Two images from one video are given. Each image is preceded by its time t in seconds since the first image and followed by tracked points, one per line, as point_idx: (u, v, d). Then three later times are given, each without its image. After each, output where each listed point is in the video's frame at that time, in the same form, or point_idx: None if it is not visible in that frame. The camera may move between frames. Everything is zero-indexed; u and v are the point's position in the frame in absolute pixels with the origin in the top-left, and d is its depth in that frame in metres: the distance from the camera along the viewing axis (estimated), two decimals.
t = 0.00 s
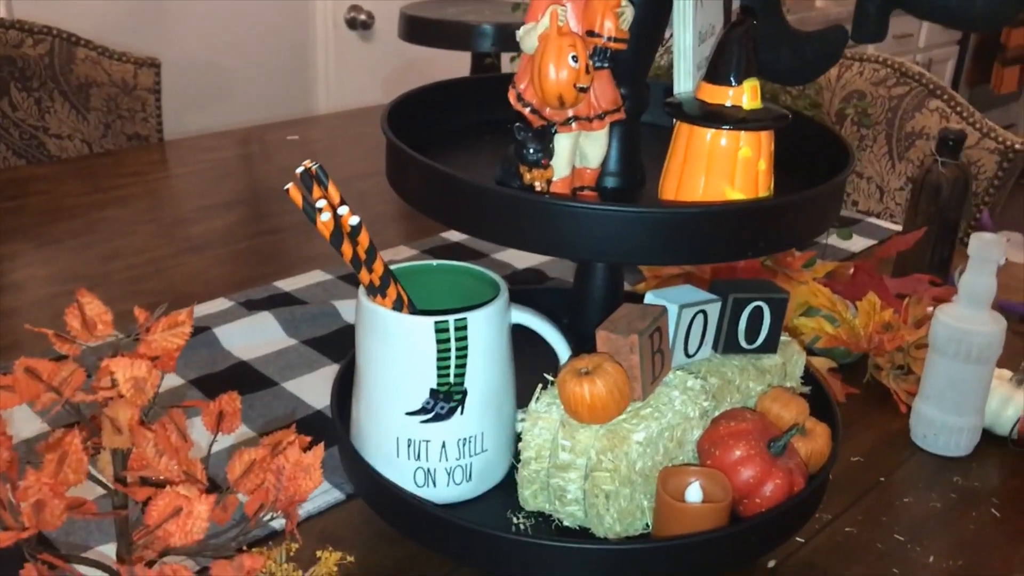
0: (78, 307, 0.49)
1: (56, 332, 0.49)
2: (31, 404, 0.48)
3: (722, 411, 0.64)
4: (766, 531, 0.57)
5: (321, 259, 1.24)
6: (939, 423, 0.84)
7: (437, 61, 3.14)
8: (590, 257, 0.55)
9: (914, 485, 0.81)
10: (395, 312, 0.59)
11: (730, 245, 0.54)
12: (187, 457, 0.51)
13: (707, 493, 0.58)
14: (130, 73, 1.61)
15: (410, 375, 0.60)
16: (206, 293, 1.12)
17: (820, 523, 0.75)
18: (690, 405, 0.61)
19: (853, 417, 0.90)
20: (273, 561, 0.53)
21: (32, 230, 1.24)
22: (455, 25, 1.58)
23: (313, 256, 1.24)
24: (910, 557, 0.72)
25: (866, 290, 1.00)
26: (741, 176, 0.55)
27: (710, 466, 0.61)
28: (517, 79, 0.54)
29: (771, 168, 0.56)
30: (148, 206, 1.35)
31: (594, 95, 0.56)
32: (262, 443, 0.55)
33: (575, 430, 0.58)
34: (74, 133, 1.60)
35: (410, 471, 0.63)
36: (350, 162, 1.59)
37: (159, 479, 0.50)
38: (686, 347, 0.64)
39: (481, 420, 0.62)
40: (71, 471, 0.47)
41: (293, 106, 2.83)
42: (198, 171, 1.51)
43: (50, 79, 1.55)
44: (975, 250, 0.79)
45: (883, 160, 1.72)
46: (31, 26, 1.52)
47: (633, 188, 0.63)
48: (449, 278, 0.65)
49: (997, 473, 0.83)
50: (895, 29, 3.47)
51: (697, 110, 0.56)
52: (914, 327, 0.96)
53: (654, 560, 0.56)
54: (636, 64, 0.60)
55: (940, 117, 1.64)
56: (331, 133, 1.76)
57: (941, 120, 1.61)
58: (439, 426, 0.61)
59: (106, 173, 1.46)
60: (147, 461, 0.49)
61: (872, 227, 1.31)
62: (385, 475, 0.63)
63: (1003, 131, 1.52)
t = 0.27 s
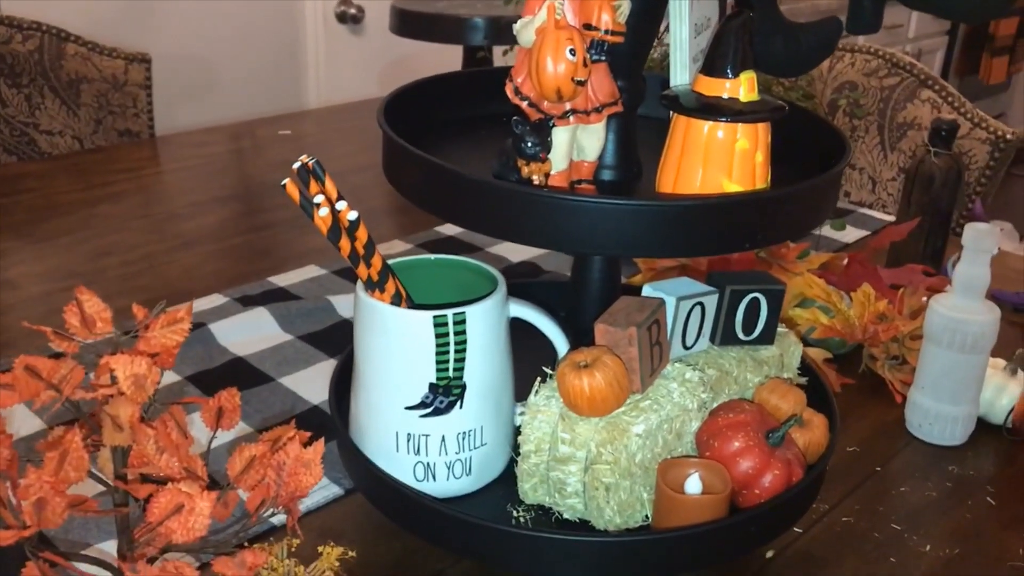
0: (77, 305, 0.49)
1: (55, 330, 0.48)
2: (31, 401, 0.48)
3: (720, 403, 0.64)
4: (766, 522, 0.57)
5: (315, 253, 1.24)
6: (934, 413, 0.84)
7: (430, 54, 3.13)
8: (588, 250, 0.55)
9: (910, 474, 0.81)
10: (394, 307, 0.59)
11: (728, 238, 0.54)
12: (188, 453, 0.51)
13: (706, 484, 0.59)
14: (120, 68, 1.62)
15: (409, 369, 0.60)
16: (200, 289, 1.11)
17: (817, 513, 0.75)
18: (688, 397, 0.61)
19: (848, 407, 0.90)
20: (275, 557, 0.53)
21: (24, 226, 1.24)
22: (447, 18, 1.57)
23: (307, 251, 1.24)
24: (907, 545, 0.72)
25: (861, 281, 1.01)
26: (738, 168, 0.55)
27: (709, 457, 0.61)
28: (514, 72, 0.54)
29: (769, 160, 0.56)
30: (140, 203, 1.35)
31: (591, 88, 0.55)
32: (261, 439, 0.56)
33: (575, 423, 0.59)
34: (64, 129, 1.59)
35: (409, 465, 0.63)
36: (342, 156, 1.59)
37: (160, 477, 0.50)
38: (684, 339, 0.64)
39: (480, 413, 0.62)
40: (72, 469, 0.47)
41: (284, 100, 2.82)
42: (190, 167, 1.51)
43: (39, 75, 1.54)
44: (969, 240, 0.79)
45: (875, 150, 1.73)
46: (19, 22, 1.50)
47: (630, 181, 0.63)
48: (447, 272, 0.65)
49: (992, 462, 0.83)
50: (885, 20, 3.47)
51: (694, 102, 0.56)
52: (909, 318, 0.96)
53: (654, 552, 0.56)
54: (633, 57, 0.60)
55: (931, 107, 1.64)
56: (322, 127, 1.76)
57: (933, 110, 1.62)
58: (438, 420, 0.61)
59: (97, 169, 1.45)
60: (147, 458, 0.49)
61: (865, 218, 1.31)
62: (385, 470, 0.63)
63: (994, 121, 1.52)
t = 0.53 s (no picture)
0: (76, 298, 0.48)
1: (55, 324, 0.48)
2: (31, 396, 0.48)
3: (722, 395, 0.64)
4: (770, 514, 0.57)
5: (311, 249, 1.23)
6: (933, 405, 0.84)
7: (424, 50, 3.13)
8: (591, 241, 0.54)
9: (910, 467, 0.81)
10: (395, 300, 0.59)
11: (732, 229, 0.54)
12: (189, 449, 0.50)
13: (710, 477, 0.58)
14: (112, 65, 1.60)
15: (411, 363, 0.59)
16: (195, 286, 1.11)
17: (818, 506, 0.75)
18: (691, 390, 0.61)
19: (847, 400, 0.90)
20: (277, 552, 0.52)
21: (16, 223, 1.23)
22: (441, 13, 1.57)
23: (302, 247, 1.24)
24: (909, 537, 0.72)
25: (858, 274, 1.01)
26: (742, 159, 0.55)
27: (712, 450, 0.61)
28: (517, 63, 0.54)
29: (772, 151, 0.56)
30: (134, 199, 1.34)
31: (593, 79, 0.56)
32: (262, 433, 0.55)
33: (578, 416, 0.58)
34: (56, 126, 1.58)
35: (411, 459, 0.62)
36: (336, 152, 1.58)
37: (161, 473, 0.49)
38: (686, 331, 0.64)
39: (482, 407, 0.62)
40: (72, 465, 0.46)
41: (275, 97, 2.81)
42: (183, 163, 1.50)
43: (30, 71, 1.54)
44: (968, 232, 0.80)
45: (870, 144, 1.74)
46: (12, 18, 1.52)
47: (631, 173, 0.62)
48: (448, 265, 0.65)
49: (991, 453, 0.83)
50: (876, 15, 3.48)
51: (696, 93, 0.56)
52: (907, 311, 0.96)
53: (658, 545, 0.56)
54: (635, 49, 0.60)
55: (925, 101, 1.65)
56: (316, 124, 1.75)
57: (928, 104, 1.62)
58: (440, 414, 0.61)
59: (89, 166, 1.44)
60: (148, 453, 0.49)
61: (861, 212, 1.31)
62: (386, 465, 0.63)
63: (988, 114, 1.53)
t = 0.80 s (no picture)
0: (93, 295, 0.48)
1: (71, 322, 0.48)
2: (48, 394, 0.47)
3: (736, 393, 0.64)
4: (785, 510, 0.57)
5: (313, 248, 1.23)
6: (940, 402, 0.85)
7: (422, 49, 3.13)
8: (607, 238, 0.54)
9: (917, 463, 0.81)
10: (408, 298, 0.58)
11: (747, 225, 0.54)
12: (205, 446, 0.50)
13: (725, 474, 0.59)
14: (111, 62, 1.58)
15: (424, 361, 0.59)
16: (199, 284, 1.10)
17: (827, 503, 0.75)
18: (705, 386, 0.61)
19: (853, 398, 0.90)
20: (294, 550, 0.52)
21: (18, 221, 1.23)
22: (442, 11, 1.57)
23: (305, 246, 1.23)
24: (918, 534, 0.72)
25: (863, 272, 1.01)
26: (758, 157, 0.55)
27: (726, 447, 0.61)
28: (534, 60, 0.54)
29: (788, 148, 0.56)
30: (135, 198, 1.34)
31: (610, 76, 0.55)
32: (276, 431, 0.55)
33: (592, 414, 0.58)
34: (55, 124, 1.57)
35: (424, 457, 0.62)
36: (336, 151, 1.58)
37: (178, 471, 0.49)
38: (699, 328, 0.64)
39: (494, 405, 0.62)
40: (91, 463, 0.46)
41: (272, 95, 2.80)
42: (183, 162, 1.49)
43: (29, 69, 1.54)
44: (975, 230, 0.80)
45: (870, 143, 1.74)
46: (11, 16, 1.52)
47: (644, 171, 0.62)
48: (461, 264, 0.65)
49: (997, 450, 0.84)
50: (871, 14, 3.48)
51: (710, 90, 0.56)
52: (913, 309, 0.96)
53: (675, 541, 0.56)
54: (648, 47, 0.60)
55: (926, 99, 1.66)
56: (315, 122, 1.74)
57: (929, 103, 1.63)
58: (453, 412, 0.61)
59: (90, 164, 1.44)
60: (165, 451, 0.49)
61: (862, 210, 1.31)
62: (400, 463, 0.63)
63: (988, 113, 1.54)
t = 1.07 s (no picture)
0: (105, 288, 0.48)
1: (82, 314, 0.47)
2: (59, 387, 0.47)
3: (746, 387, 0.64)
4: (794, 505, 0.57)
5: (314, 244, 1.22)
6: (944, 398, 0.85)
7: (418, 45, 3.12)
8: (618, 232, 0.54)
9: (922, 459, 0.81)
10: (418, 292, 0.58)
11: (759, 220, 0.54)
12: (216, 440, 0.50)
13: (734, 469, 0.59)
14: (110, 58, 1.59)
15: (434, 355, 0.59)
16: (200, 280, 1.10)
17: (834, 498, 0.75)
18: (714, 381, 0.61)
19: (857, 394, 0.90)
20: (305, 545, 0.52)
21: (16, 217, 1.22)
22: (442, 8, 1.56)
23: (306, 242, 1.23)
24: (924, 530, 0.72)
25: (866, 268, 1.01)
26: (771, 150, 0.55)
27: (735, 442, 0.61)
28: (547, 52, 0.53)
29: (800, 141, 0.56)
30: (134, 194, 1.33)
31: (624, 69, 0.55)
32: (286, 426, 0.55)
33: (603, 408, 0.58)
34: (53, 119, 1.57)
35: (433, 452, 0.62)
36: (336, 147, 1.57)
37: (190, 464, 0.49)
38: (708, 323, 0.64)
39: (504, 400, 0.62)
40: (102, 457, 0.45)
41: (268, 92, 2.79)
42: (182, 158, 1.49)
43: (27, 63, 1.53)
44: (981, 225, 0.80)
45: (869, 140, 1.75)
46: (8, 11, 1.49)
47: (655, 164, 0.62)
48: (469, 257, 0.64)
49: (1002, 446, 0.84)
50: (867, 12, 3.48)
51: (723, 82, 0.55)
52: (916, 305, 0.96)
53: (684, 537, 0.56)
54: (659, 39, 0.61)
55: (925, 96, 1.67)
56: (314, 118, 1.74)
57: (929, 100, 1.63)
58: (463, 407, 0.61)
59: (88, 159, 1.43)
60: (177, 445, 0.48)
61: (862, 207, 1.31)
62: (408, 458, 0.62)
63: (988, 110, 1.54)
